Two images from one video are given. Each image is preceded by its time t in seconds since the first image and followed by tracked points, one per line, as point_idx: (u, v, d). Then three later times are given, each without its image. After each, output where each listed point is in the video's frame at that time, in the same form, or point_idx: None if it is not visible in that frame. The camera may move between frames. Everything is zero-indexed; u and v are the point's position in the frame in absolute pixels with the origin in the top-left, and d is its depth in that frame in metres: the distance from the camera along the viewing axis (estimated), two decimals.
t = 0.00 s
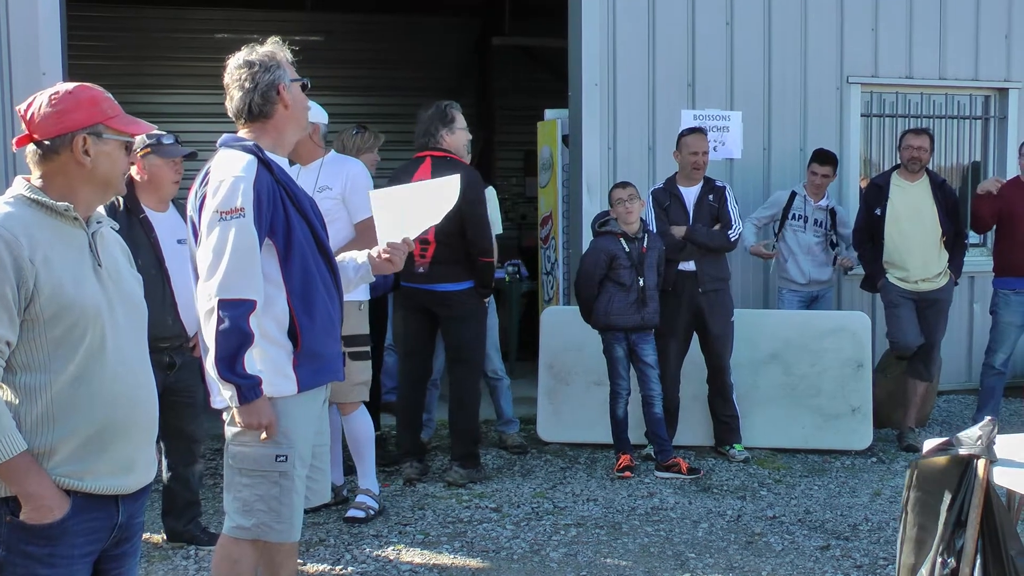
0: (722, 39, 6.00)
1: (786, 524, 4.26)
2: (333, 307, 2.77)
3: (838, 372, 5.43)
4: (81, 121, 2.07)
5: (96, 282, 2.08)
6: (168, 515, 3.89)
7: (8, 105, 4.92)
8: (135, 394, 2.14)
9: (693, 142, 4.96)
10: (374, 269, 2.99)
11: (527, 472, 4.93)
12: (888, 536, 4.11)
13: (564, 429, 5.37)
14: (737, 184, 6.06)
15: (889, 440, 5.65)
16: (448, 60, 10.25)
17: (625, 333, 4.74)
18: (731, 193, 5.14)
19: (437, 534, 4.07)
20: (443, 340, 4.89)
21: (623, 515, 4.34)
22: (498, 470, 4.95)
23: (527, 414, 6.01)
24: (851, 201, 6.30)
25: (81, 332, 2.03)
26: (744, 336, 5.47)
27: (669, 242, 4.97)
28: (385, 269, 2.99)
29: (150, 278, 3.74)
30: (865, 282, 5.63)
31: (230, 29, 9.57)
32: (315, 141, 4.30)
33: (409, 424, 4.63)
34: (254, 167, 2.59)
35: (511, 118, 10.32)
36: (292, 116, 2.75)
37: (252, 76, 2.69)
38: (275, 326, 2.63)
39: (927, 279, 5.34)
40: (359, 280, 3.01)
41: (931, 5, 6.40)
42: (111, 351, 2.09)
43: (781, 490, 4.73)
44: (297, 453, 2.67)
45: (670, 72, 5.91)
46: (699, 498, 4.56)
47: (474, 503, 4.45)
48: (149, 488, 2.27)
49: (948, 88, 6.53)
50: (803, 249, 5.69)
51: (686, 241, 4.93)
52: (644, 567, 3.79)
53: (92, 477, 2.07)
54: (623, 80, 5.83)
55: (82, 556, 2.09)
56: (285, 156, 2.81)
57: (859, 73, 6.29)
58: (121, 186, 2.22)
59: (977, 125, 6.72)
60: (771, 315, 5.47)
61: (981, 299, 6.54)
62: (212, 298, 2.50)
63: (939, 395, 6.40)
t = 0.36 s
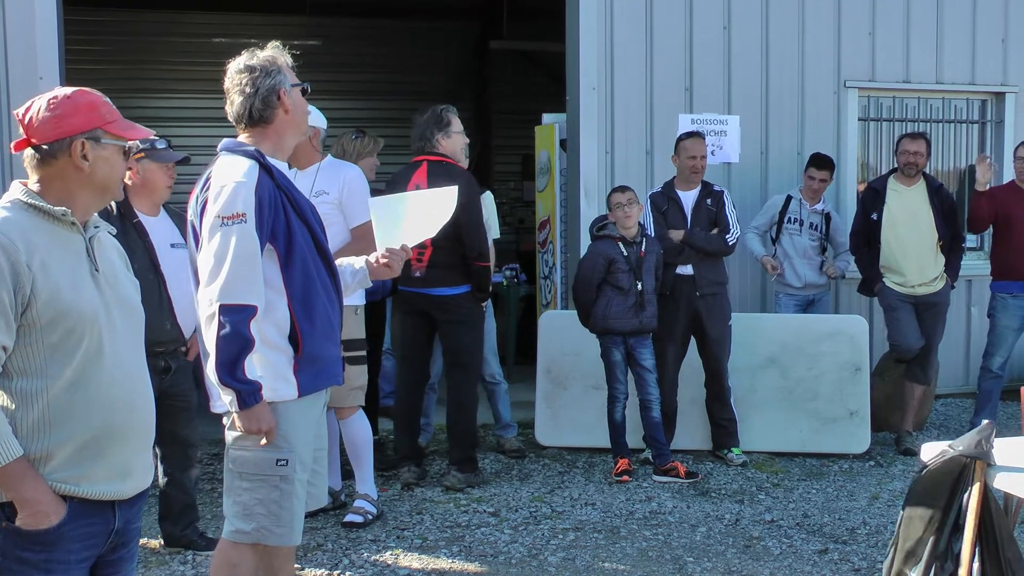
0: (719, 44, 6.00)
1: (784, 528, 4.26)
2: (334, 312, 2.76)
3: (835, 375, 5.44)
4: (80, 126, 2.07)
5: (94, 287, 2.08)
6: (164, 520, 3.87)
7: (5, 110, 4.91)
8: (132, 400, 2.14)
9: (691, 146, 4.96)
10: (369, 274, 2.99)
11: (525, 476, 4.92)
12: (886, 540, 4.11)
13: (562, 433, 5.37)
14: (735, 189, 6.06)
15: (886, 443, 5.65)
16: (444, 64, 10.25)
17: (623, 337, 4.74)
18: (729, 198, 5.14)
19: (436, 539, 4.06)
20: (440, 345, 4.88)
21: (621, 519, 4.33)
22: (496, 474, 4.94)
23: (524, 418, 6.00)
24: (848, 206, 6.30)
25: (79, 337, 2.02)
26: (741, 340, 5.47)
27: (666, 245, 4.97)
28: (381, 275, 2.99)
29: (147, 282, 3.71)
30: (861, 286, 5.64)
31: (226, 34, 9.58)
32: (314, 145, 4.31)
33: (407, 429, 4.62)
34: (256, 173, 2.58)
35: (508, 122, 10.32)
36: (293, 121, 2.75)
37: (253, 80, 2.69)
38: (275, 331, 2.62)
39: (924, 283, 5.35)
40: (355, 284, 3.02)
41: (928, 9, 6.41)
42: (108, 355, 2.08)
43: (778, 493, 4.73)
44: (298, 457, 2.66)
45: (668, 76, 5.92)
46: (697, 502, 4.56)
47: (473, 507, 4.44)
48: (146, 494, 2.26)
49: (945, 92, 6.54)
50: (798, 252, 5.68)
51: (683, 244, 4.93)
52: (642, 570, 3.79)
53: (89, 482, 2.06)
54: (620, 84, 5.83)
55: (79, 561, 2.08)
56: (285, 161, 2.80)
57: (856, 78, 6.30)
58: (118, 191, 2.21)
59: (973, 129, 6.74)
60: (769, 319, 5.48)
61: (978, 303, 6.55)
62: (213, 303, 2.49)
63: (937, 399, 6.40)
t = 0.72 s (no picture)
0: (717, 45, 6.00)
1: (782, 528, 4.27)
2: (333, 312, 2.76)
3: (833, 375, 5.44)
4: (78, 126, 2.07)
5: (91, 288, 2.08)
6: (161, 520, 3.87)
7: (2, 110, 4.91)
8: (129, 400, 2.14)
9: (685, 149, 4.94)
10: (369, 275, 2.99)
11: (523, 476, 4.92)
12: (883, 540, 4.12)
13: (559, 433, 5.37)
14: (732, 190, 6.06)
15: (884, 443, 5.65)
16: (442, 64, 10.25)
17: (620, 338, 4.74)
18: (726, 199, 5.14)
19: (433, 539, 4.06)
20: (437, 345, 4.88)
21: (618, 519, 4.34)
22: (493, 474, 4.94)
23: (521, 418, 6.00)
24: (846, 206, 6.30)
25: (76, 337, 2.03)
26: (739, 340, 5.47)
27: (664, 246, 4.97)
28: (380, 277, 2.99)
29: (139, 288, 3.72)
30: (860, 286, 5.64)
31: (224, 34, 9.58)
32: (312, 146, 4.31)
33: (404, 429, 4.62)
34: (257, 173, 2.59)
35: (506, 122, 10.32)
36: (296, 122, 2.75)
37: (257, 81, 2.69)
38: (274, 330, 2.62)
39: (922, 284, 5.35)
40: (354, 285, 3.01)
41: (926, 10, 6.41)
42: (105, 355, 2.08)
43: (776, 493, 4.74)
44: (296, 457, 2.67)
45: (666, 77, 5.92)
46: (695, 502, 4.57)
47: (470, 507, 4.45)
48: (143, 494, 2.26)
49: (943, 92, 6.54)
50: (796, 252, 5.67)
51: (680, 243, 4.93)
52: (639, 570, 3.79)
53: (85, 483, 2.06)
54: (617, 85, 5.83)
55: (77, 562, 2.09)
56: (287, 161, 2.81)
57: (854, 78, 6.30)
58: (115, 193, 2.21)
59: (971, 129, 6.73)
60: (767, 319, 5.48)
61: (975, 303, 6.55)
62: (213, 302, 2.50)
63: (934, 399, 6.41)
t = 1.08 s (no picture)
0: (714, 44, 6.00)
1: (779, 528, 4.27)
2: (330, 313, 2.76)
3: (831, 375, 5.44)
4: (77, 126, 2.07)
5: (89, 287, 2.08)
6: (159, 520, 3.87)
7: None
8: (127, 400, 2.14)
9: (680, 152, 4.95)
10: (370, 276, 3.00)
11: (520, 476, 4.92)
12: (881, 540, 4.12)
13: (557, 433, 5.37)
14: (730, 189, 6.06)
15: (881, 443, 5.66)
16: (440, 64, 10.25)
17: (618, 337, 4.74)
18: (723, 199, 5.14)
19: (430, 539, 4.06)
20: (435, 343, 4.88)
21: (615, 519, 4.33)
22: (491, 473, 4.94)
23: (519, 418, 6.00)
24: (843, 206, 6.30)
25: (74, 337, 2.03)
26: (736, 341, 5.47)
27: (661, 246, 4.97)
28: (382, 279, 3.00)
29: (154, 284, 3.71)
30: (858, 284, 5.65)
31: (222, 33, 9.57)
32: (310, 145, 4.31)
33: (401, 428, 4.62)
34: (255, 173, 2.59)
35: (503, 122, 10.33)
36: (297, 122, 2.75)
37: (259, 80, 2.69)
38: (271, 331, 2.62)
39: (920, 283, 5.35)
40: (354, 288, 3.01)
41: (923, 9, 6.41)
42: (103, 355, 2.08)
43: (774, 493, 4.74)
44: (293, 457, 2.67)
45: (664, 76, 5.92)
46: (693, 502, 4.57)
47: (467, 506, 4.45)
48: (141, 493, 2.26)
49: (940, 92, 6.55)
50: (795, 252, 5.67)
51: (676, 242, 4.91)
52: (636, 570, 3.79)
53: (83, 482, 2.06)
54: (615, 85, 5.83)
55: (74, 560, 2.09)
56: (287, 160, 2.81)
57: (851, 78, 6.30)
58: (113, 194, 2.21)
59: (968, 129, 6.73)
60: (766, 319, 5.48)
61: (973, 303, 6.56)
62: (210, 303, 2.50)
63: (932, 399, 6.41)
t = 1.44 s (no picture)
0: (711, 43, 6.00)
1: (776, 527, 4.27)
2: (326, 313, 2.76)
3: (827, 374, 5.44)
4: (71, 125, 2.07)
5: (86, 287, 2.07)
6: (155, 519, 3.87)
7: None
8: (123, 399, 2.14)
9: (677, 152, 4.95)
10: (370, 280, 2.99)
11: (517, 475, 4.93)
12: (878, 539, 4.12)
13: (554, 432, 5.37)
14: (727, 189, 6.06)
15: (878, 442, 5.66)
16: (437, 63, 10.25)
17: (615, 336, 4.74)
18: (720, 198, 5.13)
19: (427, 538, 4.06)
20: (431, 341, 4.88)
21: (612, 518, 4.34)
22: (487, 472, 4.95)
23: (516, 417, 6.00)
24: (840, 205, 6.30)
25: (70, 336, 2.03)
26: (732, 340, 5.47)
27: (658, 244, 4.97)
28: (382, 282, 2.99)
29: (173, 278, 3.66)
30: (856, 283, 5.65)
31: (218, 32, 9.57)
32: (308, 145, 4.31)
33: (398, 427, 4.62)
34: (251, 173, 2.58)
35: (500, 121, 10.34)
36: (297, 121, 2.75)
37: (258, 80, 2.69)
38: (266, 331, 2.62)
39: (917, 282, 5.35)
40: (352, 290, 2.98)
41: (919, 8, 6.41)
42: (99, 354, 2.08)
43: (770, 492, 4.74)
44: (289, 456, 2.67)
45: (661, 75, 5.92)
46: (689, 501, 4.57)
47: (464, 506, 4.45)
48: (138, 493, 2.26)
49: (938, 91, 6.54)
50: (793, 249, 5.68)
51: (672, 241, 4.91)
52: (633, 569, 3.79)
53: (79, 481, 2.06)
54: (612, 83, 5.83)
55: (72, 560, 2.09)
56: (286, 161, 2.81)
57: (848, 77, 6.30)
58: (108, 195, 2.21)
59: (966, 127, 6.73)
60: (763, 319, 5.48)
61: (970, 301, 6.56)
62: (204, 303, 2.50)
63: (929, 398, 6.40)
